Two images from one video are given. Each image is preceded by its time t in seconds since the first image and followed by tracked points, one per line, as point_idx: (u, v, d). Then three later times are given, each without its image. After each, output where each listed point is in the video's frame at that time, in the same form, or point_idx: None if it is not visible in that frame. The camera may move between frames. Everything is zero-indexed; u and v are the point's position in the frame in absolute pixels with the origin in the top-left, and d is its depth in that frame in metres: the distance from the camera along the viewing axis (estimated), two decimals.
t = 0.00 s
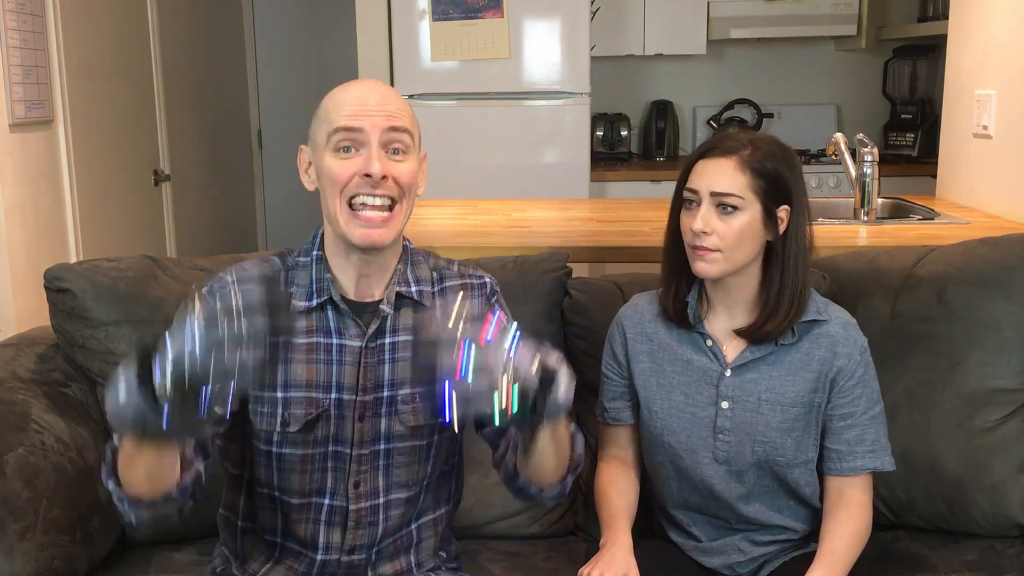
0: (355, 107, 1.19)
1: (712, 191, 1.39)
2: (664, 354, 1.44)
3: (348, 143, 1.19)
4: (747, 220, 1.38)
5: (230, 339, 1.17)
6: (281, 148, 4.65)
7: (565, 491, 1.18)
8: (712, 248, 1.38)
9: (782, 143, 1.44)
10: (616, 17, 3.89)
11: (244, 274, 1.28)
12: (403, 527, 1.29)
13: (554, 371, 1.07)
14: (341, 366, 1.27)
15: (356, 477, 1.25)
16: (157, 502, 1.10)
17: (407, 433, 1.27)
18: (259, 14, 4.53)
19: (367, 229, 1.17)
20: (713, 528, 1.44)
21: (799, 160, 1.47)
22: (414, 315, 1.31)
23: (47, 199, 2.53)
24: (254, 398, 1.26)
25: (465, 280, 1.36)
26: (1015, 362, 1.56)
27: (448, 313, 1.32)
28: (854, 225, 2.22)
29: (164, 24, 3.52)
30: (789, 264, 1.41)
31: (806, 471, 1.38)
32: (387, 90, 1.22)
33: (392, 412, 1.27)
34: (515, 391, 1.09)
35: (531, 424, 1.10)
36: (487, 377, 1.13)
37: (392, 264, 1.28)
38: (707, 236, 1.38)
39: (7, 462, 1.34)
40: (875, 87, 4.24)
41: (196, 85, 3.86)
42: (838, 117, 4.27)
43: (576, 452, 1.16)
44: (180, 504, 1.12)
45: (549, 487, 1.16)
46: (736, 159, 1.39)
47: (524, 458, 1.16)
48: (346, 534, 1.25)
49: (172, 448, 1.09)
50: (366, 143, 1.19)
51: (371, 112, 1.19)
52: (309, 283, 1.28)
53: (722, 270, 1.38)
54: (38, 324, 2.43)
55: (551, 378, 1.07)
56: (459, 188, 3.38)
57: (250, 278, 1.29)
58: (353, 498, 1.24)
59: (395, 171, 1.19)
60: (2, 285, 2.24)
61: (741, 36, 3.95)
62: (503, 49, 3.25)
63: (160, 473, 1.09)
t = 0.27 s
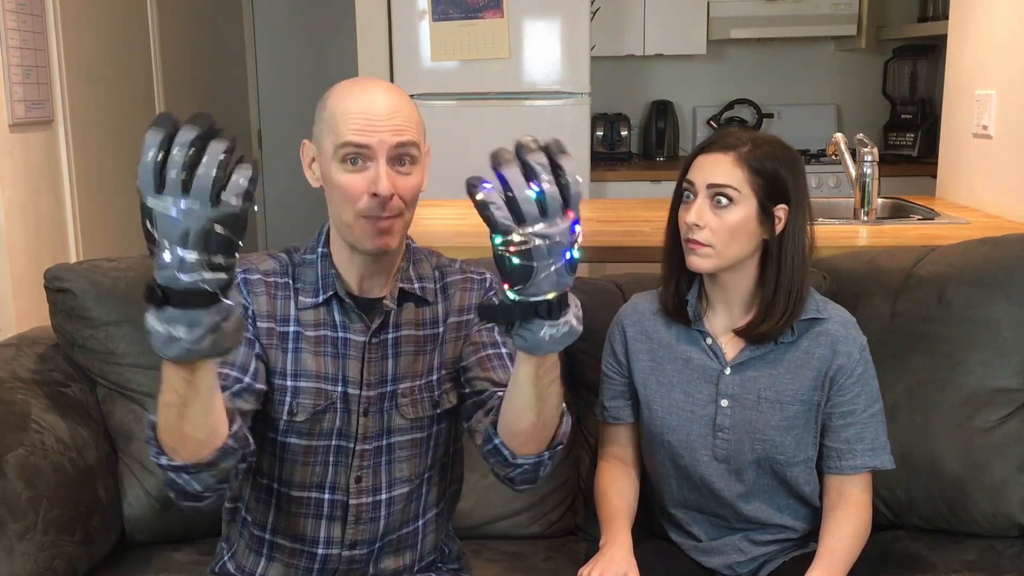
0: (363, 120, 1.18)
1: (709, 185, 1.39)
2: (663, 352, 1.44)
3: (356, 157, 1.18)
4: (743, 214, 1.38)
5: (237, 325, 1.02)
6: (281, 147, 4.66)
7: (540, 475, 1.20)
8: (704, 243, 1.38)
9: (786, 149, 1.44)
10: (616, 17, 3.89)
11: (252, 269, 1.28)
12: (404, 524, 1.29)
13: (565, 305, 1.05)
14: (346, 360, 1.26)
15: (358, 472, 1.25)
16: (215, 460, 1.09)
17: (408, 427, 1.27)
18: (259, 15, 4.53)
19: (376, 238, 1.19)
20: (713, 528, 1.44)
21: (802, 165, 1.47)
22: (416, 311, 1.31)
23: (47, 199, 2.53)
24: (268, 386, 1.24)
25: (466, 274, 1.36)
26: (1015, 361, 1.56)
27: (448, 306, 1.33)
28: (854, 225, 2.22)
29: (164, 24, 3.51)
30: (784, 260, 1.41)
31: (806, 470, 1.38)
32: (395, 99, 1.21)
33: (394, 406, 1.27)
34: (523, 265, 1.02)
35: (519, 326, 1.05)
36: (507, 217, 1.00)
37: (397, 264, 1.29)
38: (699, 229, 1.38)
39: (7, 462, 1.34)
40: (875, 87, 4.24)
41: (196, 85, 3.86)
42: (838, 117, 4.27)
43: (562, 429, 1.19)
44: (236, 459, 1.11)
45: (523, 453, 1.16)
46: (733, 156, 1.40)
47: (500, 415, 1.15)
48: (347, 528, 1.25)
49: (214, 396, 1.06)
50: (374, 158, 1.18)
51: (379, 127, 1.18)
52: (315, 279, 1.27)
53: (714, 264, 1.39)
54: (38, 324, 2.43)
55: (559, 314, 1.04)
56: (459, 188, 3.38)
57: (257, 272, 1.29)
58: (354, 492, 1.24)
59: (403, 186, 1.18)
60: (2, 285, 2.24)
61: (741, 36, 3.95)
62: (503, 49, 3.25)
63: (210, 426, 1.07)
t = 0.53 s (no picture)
0: (366, 115, 1.18)
1: (715, 186, 1.39)
2: (665, 352, 1.44)
3: (359, 152, 1.18)
4: (746, 213, 1.38)
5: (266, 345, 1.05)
6: (281, 147, 4.66)
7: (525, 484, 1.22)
8: (711, 241, 1.38)
9: (788, 147, 1.45)
10: (616, 17, 3.89)
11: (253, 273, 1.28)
12: (407, 524, 1.29)
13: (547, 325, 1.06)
14: (350, 361, 1.27)
15: (363, 472, 1.25)
16: (240, 474, 1.10)
17: (410, 427, 1.28)
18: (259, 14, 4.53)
19: (379, 233, 1.18)
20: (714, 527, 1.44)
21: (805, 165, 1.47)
22: (419, 311, 1.31)
23: (47, 199, 2.53)
24: (278, 388, 1.23)
25: (468, 276, 1.36)
26: (1015, 361, 1.56)
27: (450, 307, 1.33)
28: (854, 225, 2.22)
29: (164, 24, 3.51)
30: (789, 256, 1.41)
31: (807, 469, 1.38)
32: (398, 95, 1.21)
33: (396, 406, 1.27)
34: (502, 282, 1.02)
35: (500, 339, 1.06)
36: (489, 234, 1.01)
37: (400, 262, 1.29)
38: (705, 228, 1.38)
39: (7, 462, 1.34)
40: (875, 87, 4.24)
41: (196, 86, 3.86)
42: (838, 117, 4.27)
43: (548, 441, 1.20)
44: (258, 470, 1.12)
45: (509, 464, 1.19)
46: (738, 155, 1.40)
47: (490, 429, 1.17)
48: (351, 528, 1.25)
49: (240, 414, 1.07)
50: (377, 153, 1.18)
51: (383, 122, 1.18)
52: (319, 281, 1.28)
53: (720, 263, 1.39)
54: (37, 323, 2.43)
55: (541, 331, 1.05)
56: (458, 188, 3.38)
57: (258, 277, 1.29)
58: (359, 492, 1.24)
59: (406, 180, 1.19)
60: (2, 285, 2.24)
61: (741, 36, 3.95)
62: (503, 49, 3.25)
63: (235, 441, 1.08)
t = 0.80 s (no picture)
0: (364, 115, 1.18)
1: (709, 185, 1.40)
2: (664, 352, 1.44)
3: (358, 152, 1.18)
4: (740, 212, 1.38)
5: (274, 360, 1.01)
6: (281, 147, 4.66)
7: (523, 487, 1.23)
8: (703, 241, 1.38)
9: (784, 147, 1.45)
10: (616, 17, 3.89)
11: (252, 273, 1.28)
12: (407, 525, 1.29)
13: (545, 337, 1.08)
14: (349, 361, 1.27)
15: (362, 472, 1.25)
16: (239, 481, 1.10)
17: (410, 427, 1.28)
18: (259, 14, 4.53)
19: (377, 233, 1.18)
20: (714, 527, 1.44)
21: (802, 165, 1.47)
22: (417, 311, 1.31)
23: (47, 199, 2.53)
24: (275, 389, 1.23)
25: (466, 276, 1.36)
26: (1015, 361, 1.56)
27: (447, 307, 1.33)
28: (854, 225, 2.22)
29: (164, 23, 3.51)
30: (785, 257, 1.42)
31: (807, 468, 1.38)
32: (395, 96, 1.22)
33: (396, 406, 1.27)
34: (508, 304, 1.01)
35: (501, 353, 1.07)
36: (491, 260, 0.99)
37: (398, 264, 1.29)
38: (697, 228, 1.38)
39: (7, 462, 1.34)
40: (875, 87, 4.24)
41: (196, 86, 3.86)
42: (838, 117, 4.27)
43: (546, 447, 1.21)
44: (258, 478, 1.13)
45: (507, 469, 1.19)
46: (732, 155, 1.41)
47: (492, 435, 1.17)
48: (351, 528, 1.25)
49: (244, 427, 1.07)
50: (376, 153, 1.18)
51: (381, 122, 1.18)
52: (318, 281, 1.28)
53: (713, 263, 1.39)
54: (37, 323, 2.43)
55: (542, 345, 1.07)
56: (458, 187, 3.38)
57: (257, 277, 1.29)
58: (358, 492, 1.24)
59: (405, 180, 1.18)
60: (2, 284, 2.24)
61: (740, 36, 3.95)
62: (503, 49, 3.25)
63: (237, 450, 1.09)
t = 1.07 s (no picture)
0: (354, 108, 1.19)
1: (697, 181, 1.40)
2: (662, 352, 1.44)
3: (349, 144, 1.18)
4: (730, 206, 1.38)
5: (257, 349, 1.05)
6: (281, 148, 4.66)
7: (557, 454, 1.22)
8: (687, 240, 1.40)
9: (783, 149, 1.43)
10: (616, 17, 3.89)
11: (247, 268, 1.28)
12: (406, 517, 1.29)
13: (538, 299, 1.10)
14: (346, 355, 1.27)
15: (361, 465, 1.25)
16: (215, 464, 1.10)
17: (409, 419, 1.27)
18: (259, 14, 4.53)
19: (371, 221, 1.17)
20: (713, 527, 1.44)
21: (803, 168, 1.45)
22: (414, 304, 1.31)
23: (47, 199, 2.53)
24: (269, 382, 1.24)
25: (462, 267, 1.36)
26: (1015, 361, 1.56)
27: (444, 298, 1.33)
28: (854, 225, 2.22)
29: (164, 23, 3.52)
30: (773, 262, 1.40)
31: (806, 468, 1.38)
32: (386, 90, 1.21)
33: (394, 399, 1.27)
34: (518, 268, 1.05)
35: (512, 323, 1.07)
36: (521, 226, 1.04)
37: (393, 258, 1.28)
38: (682, 225, 1.41)
39: (7, 462, 1.34)
40: (875, 87, 4.25)
41: (196, 86, 3.86)
42: (838, 117, 4.27)
43: (565, 406, 1.22)
44: (236, 467, 1.12)
45: (537, 437, 1.19)
46: (721, 155, 1.41)
47: (512, 411, 1.17)
48: (350, 521, 1.25)
49: (226, 409, 1.08)
50: (367, 144, 1.18)
51: (371, 113, 1.18)
52: (314, 276, 1.28)
53: (697, 261, 1.40)
54: (37, 322, 2.43)
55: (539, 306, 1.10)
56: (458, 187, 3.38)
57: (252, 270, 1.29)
58: (357, 485, 1.24)
59: (396, 170, 1.18)
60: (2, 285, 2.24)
61: (740, 36, 3.95)
62: (503, 49, 3.25)
63: (214, 433, 1.09)
